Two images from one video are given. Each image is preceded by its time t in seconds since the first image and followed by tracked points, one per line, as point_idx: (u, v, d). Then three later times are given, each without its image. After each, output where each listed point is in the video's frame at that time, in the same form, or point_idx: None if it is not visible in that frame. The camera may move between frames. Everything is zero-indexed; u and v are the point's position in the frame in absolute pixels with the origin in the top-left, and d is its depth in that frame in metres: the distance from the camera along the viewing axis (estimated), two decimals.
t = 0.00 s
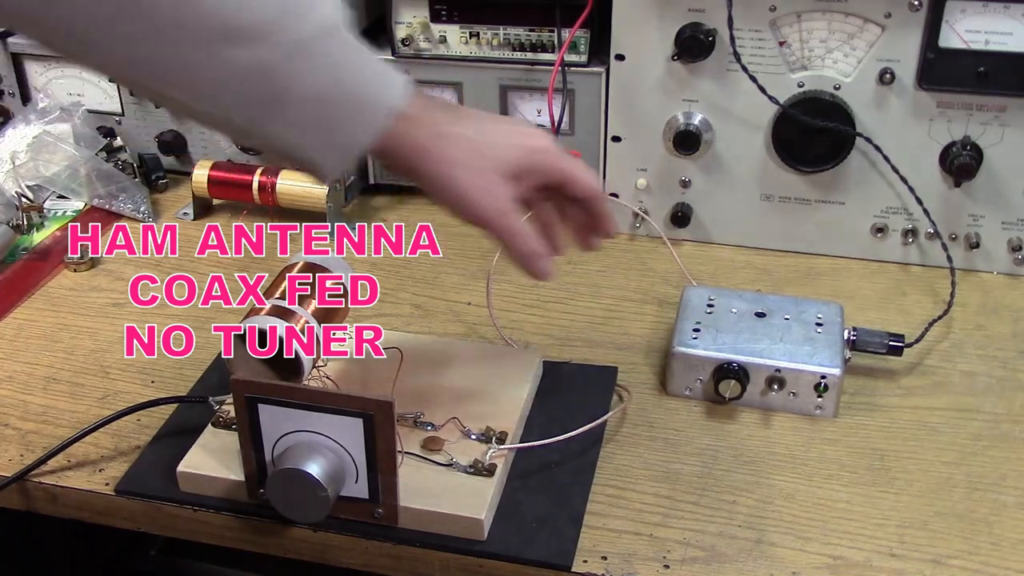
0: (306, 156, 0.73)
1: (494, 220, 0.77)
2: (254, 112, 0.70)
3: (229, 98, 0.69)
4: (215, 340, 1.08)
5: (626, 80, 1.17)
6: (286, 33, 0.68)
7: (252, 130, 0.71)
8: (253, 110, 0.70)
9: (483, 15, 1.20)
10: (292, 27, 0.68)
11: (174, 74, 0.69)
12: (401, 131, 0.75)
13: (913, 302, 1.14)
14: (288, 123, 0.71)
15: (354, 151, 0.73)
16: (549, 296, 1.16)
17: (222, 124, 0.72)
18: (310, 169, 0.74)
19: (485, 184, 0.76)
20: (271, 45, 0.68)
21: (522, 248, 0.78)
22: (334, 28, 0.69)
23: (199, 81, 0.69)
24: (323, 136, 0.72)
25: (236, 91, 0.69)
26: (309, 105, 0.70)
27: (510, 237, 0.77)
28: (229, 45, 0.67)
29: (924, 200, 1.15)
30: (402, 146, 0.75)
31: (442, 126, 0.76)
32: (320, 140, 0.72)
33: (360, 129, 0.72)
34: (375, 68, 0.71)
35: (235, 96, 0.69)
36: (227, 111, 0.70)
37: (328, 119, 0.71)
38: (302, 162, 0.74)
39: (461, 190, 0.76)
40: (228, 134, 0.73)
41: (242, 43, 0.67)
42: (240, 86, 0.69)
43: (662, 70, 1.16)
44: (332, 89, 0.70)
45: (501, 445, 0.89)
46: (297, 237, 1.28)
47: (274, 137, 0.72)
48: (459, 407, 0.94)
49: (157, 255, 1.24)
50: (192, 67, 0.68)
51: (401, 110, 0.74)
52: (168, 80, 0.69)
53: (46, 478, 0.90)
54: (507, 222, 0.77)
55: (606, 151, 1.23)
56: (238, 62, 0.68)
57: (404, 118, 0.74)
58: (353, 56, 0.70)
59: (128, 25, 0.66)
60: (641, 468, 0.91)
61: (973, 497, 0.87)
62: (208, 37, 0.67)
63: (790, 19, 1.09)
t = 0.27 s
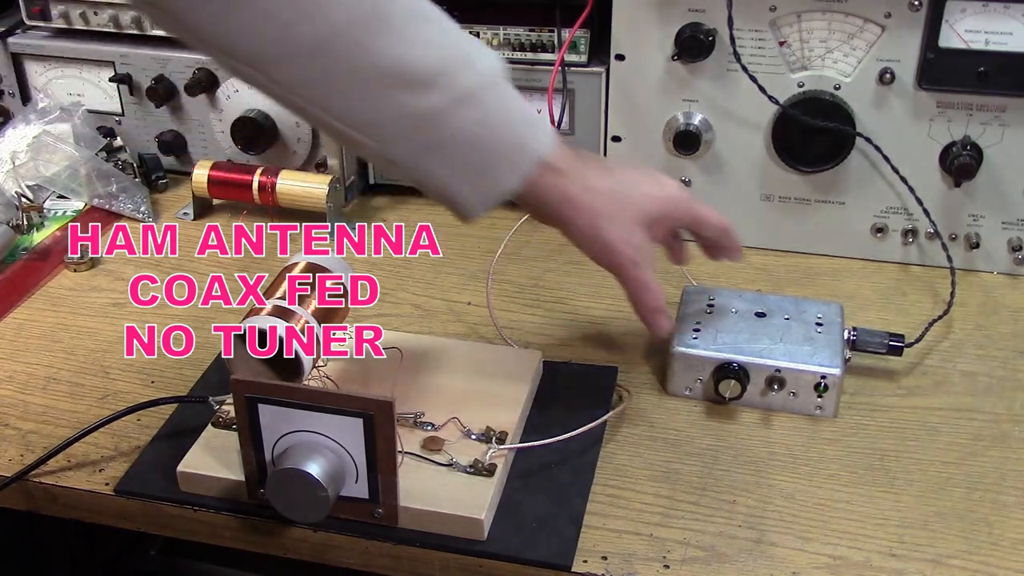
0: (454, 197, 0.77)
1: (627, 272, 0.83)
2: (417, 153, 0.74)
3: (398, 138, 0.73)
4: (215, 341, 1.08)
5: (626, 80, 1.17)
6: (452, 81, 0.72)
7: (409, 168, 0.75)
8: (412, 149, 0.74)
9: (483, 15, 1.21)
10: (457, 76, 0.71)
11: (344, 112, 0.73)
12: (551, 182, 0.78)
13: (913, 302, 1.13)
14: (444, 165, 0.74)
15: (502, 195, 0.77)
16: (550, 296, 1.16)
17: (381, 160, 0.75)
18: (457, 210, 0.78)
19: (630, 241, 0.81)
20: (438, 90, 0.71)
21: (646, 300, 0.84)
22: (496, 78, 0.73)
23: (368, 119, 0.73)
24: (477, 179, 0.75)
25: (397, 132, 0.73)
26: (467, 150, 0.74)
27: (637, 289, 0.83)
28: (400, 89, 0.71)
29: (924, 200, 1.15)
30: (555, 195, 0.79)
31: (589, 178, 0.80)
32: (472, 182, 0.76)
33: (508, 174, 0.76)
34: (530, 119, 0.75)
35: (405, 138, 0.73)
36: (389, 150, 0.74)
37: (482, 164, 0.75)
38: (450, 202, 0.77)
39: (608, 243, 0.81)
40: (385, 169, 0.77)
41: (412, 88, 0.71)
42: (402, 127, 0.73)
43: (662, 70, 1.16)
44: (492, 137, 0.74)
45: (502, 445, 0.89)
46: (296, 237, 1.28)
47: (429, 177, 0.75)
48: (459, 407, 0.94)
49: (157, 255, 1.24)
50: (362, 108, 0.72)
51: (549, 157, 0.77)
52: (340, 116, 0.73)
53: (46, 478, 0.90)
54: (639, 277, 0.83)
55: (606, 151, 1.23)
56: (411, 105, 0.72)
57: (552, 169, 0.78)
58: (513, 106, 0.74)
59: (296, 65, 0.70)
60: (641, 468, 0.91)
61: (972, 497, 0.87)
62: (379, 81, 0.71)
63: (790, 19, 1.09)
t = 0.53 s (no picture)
0: (522, 223, 0.82)
1: (676, 310, 0.91)
2: (494, 184, 0.79)
3: (478, 169, 0.79)
4: (215, 341, 1.08)
5: (626, 80, 1.17)
6: (535, 122, 0.77)
7: (484, 197, 0.81)
8: (489, 179, 0.79)
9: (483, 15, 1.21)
10: (541, 118, 0.77)
11: (430, 141, 0.78)
12: (618, 223, 0.86)
13: (913, 302, 1.14)
14: (519, 197, 0.80)
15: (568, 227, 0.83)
16: (550, 296, 1.16)
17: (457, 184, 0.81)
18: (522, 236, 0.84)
19: (683, 282, 0.90)
20: (520, 129, 0.77)
21: (689, 340, 0.93)
22: (575, 121, 0.79)
23: (453, 150, 0.78)
24: (546, 210, 0.81)
25: (477, 163, 0.78)
26: (541, 184, 0.80)
27: (683, 327, 0.92)
28: (487, 127, 0.76)
29: (924, 200, 1.15)
30: (620, 233, 0.87)
31: (654, 220, 0.88)
32: (540, 214, 0.82)
33: (576, 208, 0.82)
34: (600, 159, 0.82)
35: (485, 169, 0.79)
36: (467, 179, 0.80)
37: (553, 198, 0.81)
38: (517, 228, 0.83)
39: (663, 283, 0.89)
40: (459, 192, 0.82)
41: (496, 126, 0.77)
42: (483, 160, 0.78)
43: (662, 70, 1.16)
44: (566, 175, 0.80)
45: (502, 445, 0.89)
46: (296, 237, 1.28)
47: (502, 206, 0.81)
48: (459, 407, 0.94)
49: (157, 255, 1.24)
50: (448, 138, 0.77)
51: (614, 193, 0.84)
52: (424, 143, 0.78)
53: (46, 478, 0.90)
54: (686, 316, 0.91)
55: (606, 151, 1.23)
56: (495, 142, 0.77)
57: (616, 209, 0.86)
58: (586, 148, 0.80)
59: (391, 95, 0.75)
60: (640, 468, 0.91)
61: (972, 497, 0.87)
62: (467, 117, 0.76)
63: (790, 19, 1.09)
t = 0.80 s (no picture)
0: (533, 226, 0.85)
1: (682, 318, 0.94)
2: (505, 188, 0.82)
3: (489, 175, 0.81)
4: (215, 341, 1.08)
5: (626, 80, 1.17)
6: (547, 129, 0.79)
7: (494, 200, 0.83)
8: (501, 184, 0.82)
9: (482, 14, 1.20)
10: (553, 125, 0.79)
11: (443, 146, 0.79)
12: (629, 229, 0.90)
13: (913, 302, 1.14)
14: (528, 200, 0.83)
15: (575, 229, 0.86)
16: (550, 296, 1.16)
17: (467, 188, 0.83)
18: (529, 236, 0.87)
19: (690, 289, 0.93)
20: (532, 136, 0.79)
21: (691, 350, 0.94)
22: (585, 127, 0.82)
23: (465, 156, 0.80)
24: (555, 213, 0.84)
25: (489, 169, 0.81)
26: (553, 188, 0.82)
27: (687, 336, 0.94)
28: (500, 134, 0.78)
29: (924, 200, 1.15)
30: (632, 239, 0.90)
31: (667, 227, 0.91)
32: (549, 216, 0.85)
33: (583, 210, 0.85)
34: (608, 162, 0.84)
35: (496, 174, 0.81)
36: (479, 183, 0.82)
37: (562, 201, 0.84)
38: (528, 230, 0.86)
39: (671, 289, 0.92)
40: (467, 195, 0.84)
41: (510, 133, 0.79)
42: (495, 166, 0.80)
43: (663, 70, 1.16)
44: (574, 179, 0.83)
45: (502, 445, 0.89)
46: (296, 237, 1.28)
47: (512, 208, 0.84)
48: (459, 407, 0.94)
49: (157, 255, 1.24)
50: (460, 145, 0.79)
51: (620, 195, 0.87)
52: (436, 148, 0.80)
53: (46, 478, 0.90)
54: (691, 325, 0.93)
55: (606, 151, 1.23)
56: (508, 149, 0.79)
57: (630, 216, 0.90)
58: (595, 153, 0.83)
59: (406, 102, 0.76)
60: (640, 468, 0.91)
61: (972, 497, 0.87)
62: (480, 125, 0.78)
63: (790, 19, 1.09)
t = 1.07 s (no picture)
0: (528, 233, 0.86)
1: (672, 331, 0.96)
2: (502, 196, 0.82)
3: (486, 183, 0.81)
4: (215, 341, 1.08)
5: (626, 80, 1.17)
6: (544, 137, 0.80)
7: (491, 208, 0.83)
8: (497, 193, 0.82)
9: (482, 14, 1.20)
10: (549, 134, 0.80)
11: (439, 154, 0.79)
12: (624, 241, 0.91)
13: (913, 302, 1.14)
14: (524, 208, 0.83)
15: (572, 237, 0.86)
16: (550, 296, 1.16)
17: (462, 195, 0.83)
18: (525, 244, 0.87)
19: (681, 304, 0.94)
20: (529, 144, 0.79)
21: (680, 364, 0.96)
22: (581, 136, 0.82)
23: (461, 163, 0.80)
24: (551, 221, 0.85)
25: (485, 177, 0.81)
26: (548, 196, 0.83)
27: (677, 350, 0.96)
28: (497, 142, 0.79)
29: (924, 200, 1.15)
30: (626, 253, 0.92)
31: (662, 242, 0.92)
32: (545, 224, 0.85)
33: (580, 218, 0.86)
34: (604, 171, 0.85)
35: (492, 182, 0.81)
36: (475, 190, 0.82)
37: (558, 209, 0.84)
38: (523, 237, 0.86)
39: (663, 302, 0.94)
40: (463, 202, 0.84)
41: (507, 141, 0.79)
42: (491, 174, 0.81)
43: (663, 70, 1.16)
44: (571, 188, 0.83)
45: (502, 445, 0.89)
46: (296, 237, 1.28)
47: (508, 216, 0.84)
48: (459, 407, 0.94)
49: (157, 255, 1.24)
50: (457, 153, 0.79)
51: (615, 203, 0.87)
52: (432, 155, 0.80)
53: (46, 478, 0.90)
54: (681, 340, 0.95)
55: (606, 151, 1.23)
56: (504, 157, 0.80)
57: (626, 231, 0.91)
58: (591, 161, 0.83)
59: (403, 110, 0.76)
60: (641, 468, 0.91)
61: (973, 497, 0.87)
62: (477, 133, 0.78)
63: (790, 19, 1.09)
